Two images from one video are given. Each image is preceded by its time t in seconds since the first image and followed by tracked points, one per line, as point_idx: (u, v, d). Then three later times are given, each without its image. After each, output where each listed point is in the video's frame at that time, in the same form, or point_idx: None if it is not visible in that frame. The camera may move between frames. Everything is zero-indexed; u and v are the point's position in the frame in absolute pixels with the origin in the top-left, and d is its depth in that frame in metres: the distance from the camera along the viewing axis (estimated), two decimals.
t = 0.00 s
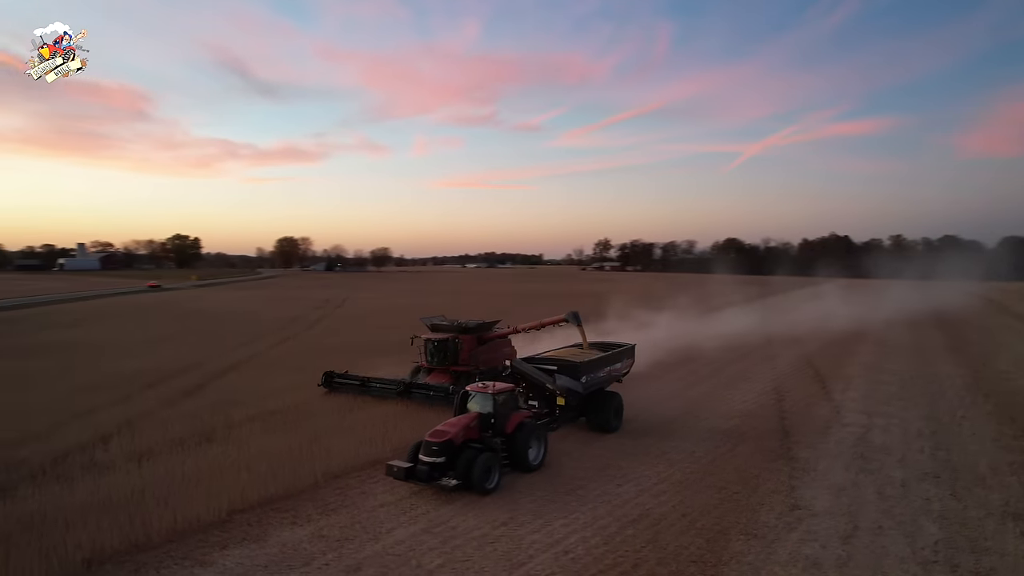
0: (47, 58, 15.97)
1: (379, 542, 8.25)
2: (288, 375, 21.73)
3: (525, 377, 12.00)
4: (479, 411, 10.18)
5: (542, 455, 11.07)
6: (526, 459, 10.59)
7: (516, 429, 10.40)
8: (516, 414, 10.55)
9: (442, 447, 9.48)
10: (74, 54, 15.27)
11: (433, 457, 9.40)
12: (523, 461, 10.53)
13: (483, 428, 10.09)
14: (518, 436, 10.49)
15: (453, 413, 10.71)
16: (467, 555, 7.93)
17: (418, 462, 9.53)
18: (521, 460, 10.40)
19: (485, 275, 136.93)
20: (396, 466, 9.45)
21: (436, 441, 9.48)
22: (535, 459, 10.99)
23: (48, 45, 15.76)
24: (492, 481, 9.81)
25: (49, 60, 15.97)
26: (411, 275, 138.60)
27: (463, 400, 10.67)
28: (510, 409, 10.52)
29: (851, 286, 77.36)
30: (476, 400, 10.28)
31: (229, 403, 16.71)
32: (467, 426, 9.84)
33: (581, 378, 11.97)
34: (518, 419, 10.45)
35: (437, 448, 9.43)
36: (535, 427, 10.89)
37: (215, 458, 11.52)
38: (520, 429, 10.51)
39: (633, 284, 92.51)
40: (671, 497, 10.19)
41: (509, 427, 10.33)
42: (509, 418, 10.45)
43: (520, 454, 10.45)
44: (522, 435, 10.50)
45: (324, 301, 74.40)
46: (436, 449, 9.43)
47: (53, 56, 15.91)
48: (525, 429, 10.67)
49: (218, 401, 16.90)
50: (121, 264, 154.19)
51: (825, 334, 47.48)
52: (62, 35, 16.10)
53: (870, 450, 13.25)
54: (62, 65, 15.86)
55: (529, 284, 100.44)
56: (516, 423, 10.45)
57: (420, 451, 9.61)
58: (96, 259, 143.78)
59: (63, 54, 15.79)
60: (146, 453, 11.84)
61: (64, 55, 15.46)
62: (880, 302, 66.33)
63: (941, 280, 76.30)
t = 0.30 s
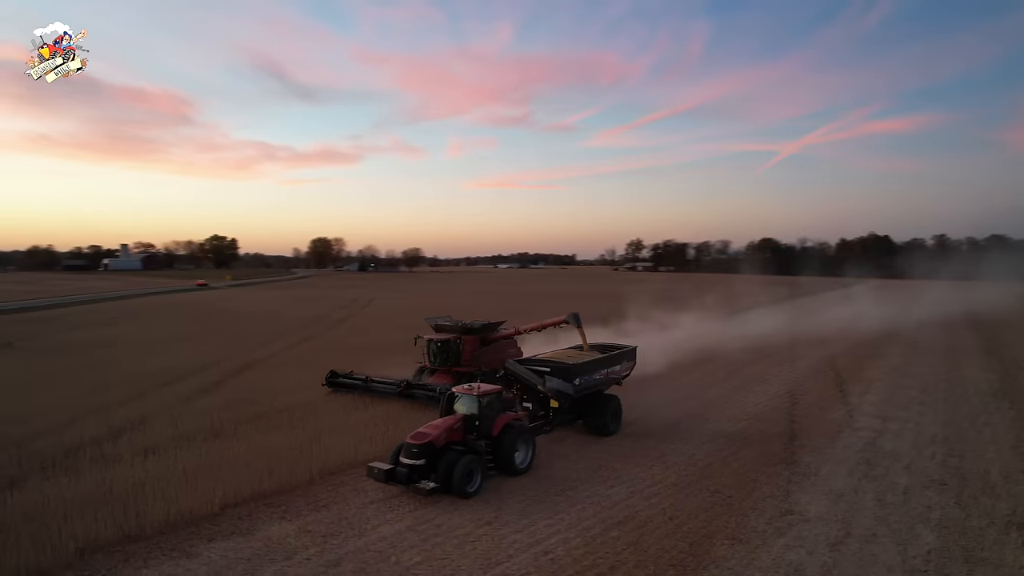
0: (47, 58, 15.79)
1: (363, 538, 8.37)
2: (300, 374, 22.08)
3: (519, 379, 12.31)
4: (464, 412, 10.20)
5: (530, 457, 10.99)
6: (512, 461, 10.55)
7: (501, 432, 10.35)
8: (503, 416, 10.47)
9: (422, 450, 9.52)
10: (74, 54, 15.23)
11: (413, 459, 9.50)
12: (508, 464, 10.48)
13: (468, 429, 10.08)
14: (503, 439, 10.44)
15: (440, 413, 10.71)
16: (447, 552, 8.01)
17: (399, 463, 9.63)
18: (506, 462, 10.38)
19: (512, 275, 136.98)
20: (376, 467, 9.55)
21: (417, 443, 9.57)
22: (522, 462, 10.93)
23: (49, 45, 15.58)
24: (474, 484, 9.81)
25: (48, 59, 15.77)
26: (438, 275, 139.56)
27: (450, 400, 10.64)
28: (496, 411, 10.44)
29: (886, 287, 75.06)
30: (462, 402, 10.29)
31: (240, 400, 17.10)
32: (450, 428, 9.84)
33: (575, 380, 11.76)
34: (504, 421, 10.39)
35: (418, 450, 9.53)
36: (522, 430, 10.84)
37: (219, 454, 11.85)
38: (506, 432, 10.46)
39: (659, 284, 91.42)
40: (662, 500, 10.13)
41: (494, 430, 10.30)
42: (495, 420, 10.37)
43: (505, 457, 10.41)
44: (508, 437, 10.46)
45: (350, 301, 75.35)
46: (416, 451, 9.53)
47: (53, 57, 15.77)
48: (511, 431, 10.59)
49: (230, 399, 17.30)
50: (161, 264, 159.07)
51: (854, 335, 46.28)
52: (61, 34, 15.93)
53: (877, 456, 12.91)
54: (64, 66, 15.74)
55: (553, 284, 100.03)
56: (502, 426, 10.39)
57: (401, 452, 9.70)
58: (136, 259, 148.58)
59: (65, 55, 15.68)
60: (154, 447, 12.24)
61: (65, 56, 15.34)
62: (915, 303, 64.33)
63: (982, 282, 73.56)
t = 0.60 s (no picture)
0: (48, 57, 16.05)
1: (349, 534, 8.49)
2: (315, 372, 22.44)
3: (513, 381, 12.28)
4: (449, 414, 10.17)
5: (517, 461, 10.85)
6: (497, 464, 10.42)
7: (487, 434, 10.25)
8: (489, 419, 10.38)
9: (403, 451, 9.50)
10: (73, 53, 15.45)
11: (393, 461, 9.46)
12: (493, 468, 10.36)
13: (452, 432, 10.03)
14: (489, 442, 10.34)
15: (426, 415, 10.66)
16: (429, 550, 8.08)
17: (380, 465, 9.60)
18: (491, 466, 10.26)
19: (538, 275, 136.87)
20: (356, 468, 9.51)
21: (397, 444, 9.54)
22: (509, 466, 10.79)
23: (50, 45, 15.84)
24: (455, 488, 9.68)
25: (50, 59, 16.05)
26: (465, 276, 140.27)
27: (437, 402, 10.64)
28: (483, 414, 10.37)
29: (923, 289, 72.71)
30: (447, 403, 10.26)
31: (252, 398, 17.48)
32: (432, 430, 9.80)
33: (568, 383, 11.74)
34: (490, 423, 10.31)
35: (397, 452, 9.49)
36: (510, 433, 10.74)
37: (224, 450, 12.16)
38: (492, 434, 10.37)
39: (686, 284, 90.25)
40: (653, 504, 10.04)
41: (479, 432, 10.21)
42: (481, 423, 10.30)
43: (489, 461, 10.28)
44: (493, 441, 10.36)
45: (376, 301, 76.28)
46: (396, 453, 9.49)
47: (53, 55, 15.95)
48: (498, 434, 10.52)
49: (243, 396, 17.70)
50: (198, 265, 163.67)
51: (884, 338, 45.02)
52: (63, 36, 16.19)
53: (885, 462, 12.58)
54: (63, 65, 15.96)
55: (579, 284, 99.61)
56: (487, 428, 10.30)
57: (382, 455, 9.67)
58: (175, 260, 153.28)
59: (65, 54, 15.90)
60: (164, 442, 12.62)
61: (64, 55, 15.56)
62: (952, 305, 62.26)
63: None
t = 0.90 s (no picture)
0: (48, 58, 15.83)
1: (339, 530, 8.62)
2: (330, 371, 22.77)
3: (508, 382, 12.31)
4: (435, 416, 10.22)
5: (506, 464, 10.74)
6: (484, 468, 10.32)
7: (474, 437, 10.21)
8: (476, 422, 10.33)
9: (385, 453, 9.50)
10: (73, 55, 15.28)
11: (375, 463, 9.46)
12: (479, 471, 10.25)
13: (437, 433, 10.04)
14: (476, 444, 10.28)
15: (414, 416, 10.72)
16: (414, 547, 8.19)
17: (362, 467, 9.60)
18: (477, 468, 10.18)
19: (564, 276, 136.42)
20: (339, 469, 9.55)
21: (380, 446, 9.57)
22: (496, 469, 10.67)
23: (51, 45, 15.59)
24: (437, 491, 9.63)
25: (50, 60, 15.86)
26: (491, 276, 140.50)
27: (425, 404, 10.66)
28: (470, 416, 10.34)
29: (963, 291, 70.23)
30: (435, 405, 10.34)
31: (266, 397, 17.85)
32: (416, 432, 9.82)
33: (561, 387, 11.69)
34: (477, 425, 10.30)
35: (379, 454, 9.49)
36: (498, 436, 10.66)
37: (231, 446, 12.51)
38: (479, 437, 10.35)
39: (713, 284, 88.91)
40: (647, 507, 9.98)
41: (465, 435, 10.19)
42: (468, 425, 10.26)
43: (476, 463, 10.20)
44: (480, 444, 10.31)
45: (402, 301, 76.94)
46: (378, 456, 9.50)
47: (53, 55, 15.75)
48: (486, 436, 10.47)
49: (257, 395, 18.08)
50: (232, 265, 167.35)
51: (917, 341, 43.68)
52: (63, 34, 15.94)
53: (895, 468, 12.22)
54: (65, 66, 15.75)
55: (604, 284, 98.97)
56: (474, 430, 10.26)
57: (365, 457, 9.69)
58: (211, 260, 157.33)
59: (66, 55, 15.68)
60: (175, 438, 13.02)
61: (64, 57, 15.32)
62: (992, 308, 60.06)
63: None
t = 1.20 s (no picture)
0: (49, 58, 16.37)
1: (334, 526, 8.79)
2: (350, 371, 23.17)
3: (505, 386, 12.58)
4: (425, 418, 10.19)
5: (495, 468, 10.73)
6: (472, 471, 10.30)
7: (462, 440, 10.22)
8: (466, 424, 10.38)
9: (369, 455, 9.39)
10: (69, 53, 15.80)
11: (359, 466, 9.37)
12: (468, 474, 10.25)
13: (425, 436, 10.00)
14: (464, 448, 10.29)
15: (404, 418, 10.75)
16: (404, 544, 8.31)
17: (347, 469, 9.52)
18: (465, 471, 10.19)
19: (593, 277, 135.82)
20: (324, 471, 9.50)
21: (365, 449, 9.47)
22: (485, 472, 10.66)
23: (48, 45, 16.08)
24: (422, 494, 9.59)
25: (50, 59, 16.38)
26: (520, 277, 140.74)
27: (415, 407, 10.74)
28: (459, 418, 10.38)
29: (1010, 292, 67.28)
30: (425, 407, 10.36)
31: (283, 395, 18.25)
32: (403, 434, 9.73)
33: (557, 389, 11.71)
34: (465, 428, 10.32)
35: (364, 457, 9.40)
36: (488, 439, 10.66)
37: (242, 442, 12.85)
38: (467, 440, 10.35)
39: (745, 284, 87.18)
40: (643, 509, 9.91)
41: (453, 439, 10.20)
42: (457, 427, 10.28)
43: (464, 467, 10.20)
44: (468, 447, 10.30)
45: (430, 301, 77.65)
46: (363, 458, 9.40)
47: (53, 56, 16.28)
48: (475, 438, 10.50)
49: (275, 393, 18.52)
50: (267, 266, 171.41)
51: (956, 344, 42.10)
52: (62, 34, 16.48)
53: (908, 474, 11.86)
54: (61, 64, 16.23)
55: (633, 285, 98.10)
56: (463, 433, 10.27)
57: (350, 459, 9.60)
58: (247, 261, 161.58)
59: (63, 54, 16.17)
60: (190, 433, 13.46)
61: (59, 55, 15.79)
62: None
63: None
